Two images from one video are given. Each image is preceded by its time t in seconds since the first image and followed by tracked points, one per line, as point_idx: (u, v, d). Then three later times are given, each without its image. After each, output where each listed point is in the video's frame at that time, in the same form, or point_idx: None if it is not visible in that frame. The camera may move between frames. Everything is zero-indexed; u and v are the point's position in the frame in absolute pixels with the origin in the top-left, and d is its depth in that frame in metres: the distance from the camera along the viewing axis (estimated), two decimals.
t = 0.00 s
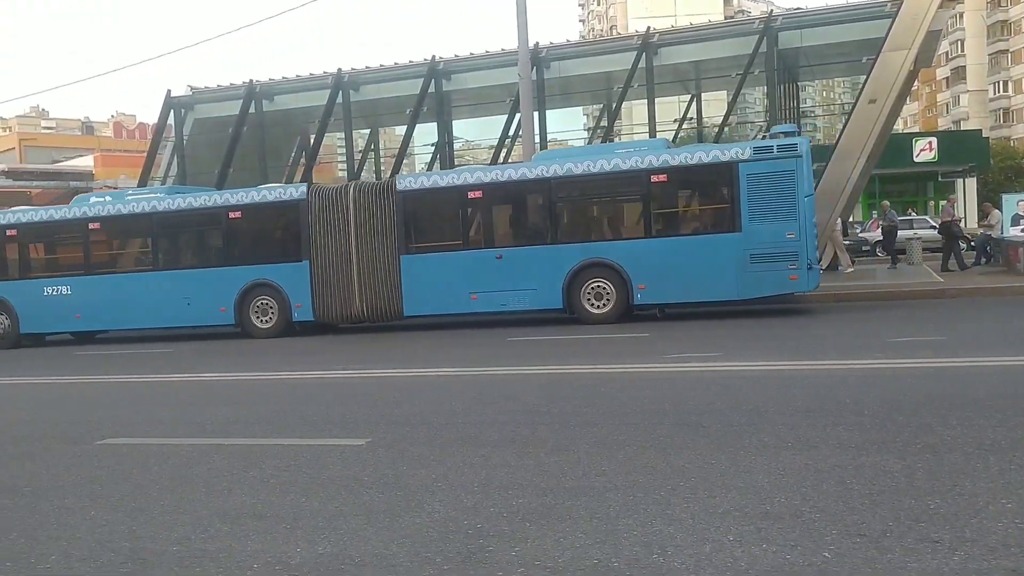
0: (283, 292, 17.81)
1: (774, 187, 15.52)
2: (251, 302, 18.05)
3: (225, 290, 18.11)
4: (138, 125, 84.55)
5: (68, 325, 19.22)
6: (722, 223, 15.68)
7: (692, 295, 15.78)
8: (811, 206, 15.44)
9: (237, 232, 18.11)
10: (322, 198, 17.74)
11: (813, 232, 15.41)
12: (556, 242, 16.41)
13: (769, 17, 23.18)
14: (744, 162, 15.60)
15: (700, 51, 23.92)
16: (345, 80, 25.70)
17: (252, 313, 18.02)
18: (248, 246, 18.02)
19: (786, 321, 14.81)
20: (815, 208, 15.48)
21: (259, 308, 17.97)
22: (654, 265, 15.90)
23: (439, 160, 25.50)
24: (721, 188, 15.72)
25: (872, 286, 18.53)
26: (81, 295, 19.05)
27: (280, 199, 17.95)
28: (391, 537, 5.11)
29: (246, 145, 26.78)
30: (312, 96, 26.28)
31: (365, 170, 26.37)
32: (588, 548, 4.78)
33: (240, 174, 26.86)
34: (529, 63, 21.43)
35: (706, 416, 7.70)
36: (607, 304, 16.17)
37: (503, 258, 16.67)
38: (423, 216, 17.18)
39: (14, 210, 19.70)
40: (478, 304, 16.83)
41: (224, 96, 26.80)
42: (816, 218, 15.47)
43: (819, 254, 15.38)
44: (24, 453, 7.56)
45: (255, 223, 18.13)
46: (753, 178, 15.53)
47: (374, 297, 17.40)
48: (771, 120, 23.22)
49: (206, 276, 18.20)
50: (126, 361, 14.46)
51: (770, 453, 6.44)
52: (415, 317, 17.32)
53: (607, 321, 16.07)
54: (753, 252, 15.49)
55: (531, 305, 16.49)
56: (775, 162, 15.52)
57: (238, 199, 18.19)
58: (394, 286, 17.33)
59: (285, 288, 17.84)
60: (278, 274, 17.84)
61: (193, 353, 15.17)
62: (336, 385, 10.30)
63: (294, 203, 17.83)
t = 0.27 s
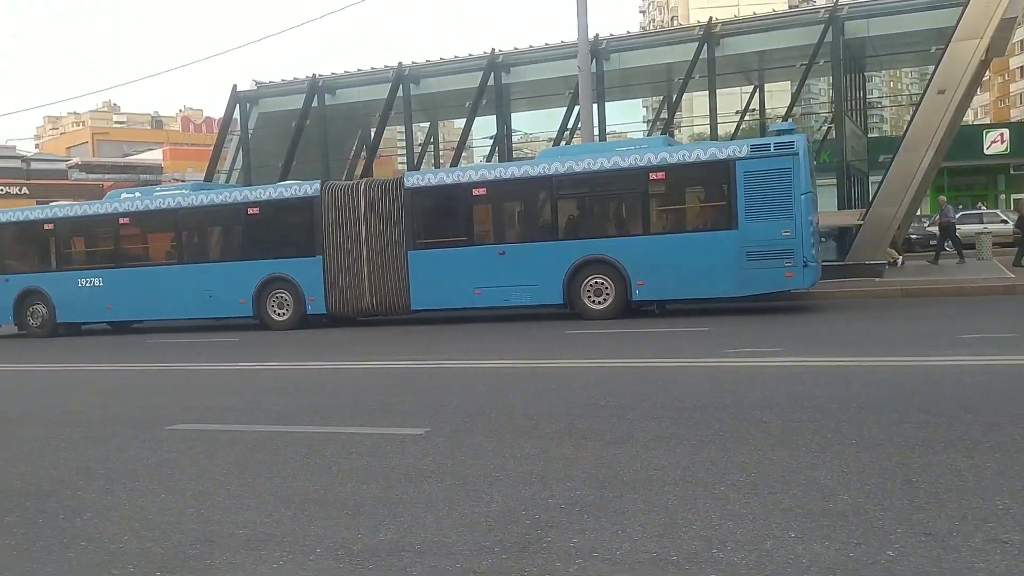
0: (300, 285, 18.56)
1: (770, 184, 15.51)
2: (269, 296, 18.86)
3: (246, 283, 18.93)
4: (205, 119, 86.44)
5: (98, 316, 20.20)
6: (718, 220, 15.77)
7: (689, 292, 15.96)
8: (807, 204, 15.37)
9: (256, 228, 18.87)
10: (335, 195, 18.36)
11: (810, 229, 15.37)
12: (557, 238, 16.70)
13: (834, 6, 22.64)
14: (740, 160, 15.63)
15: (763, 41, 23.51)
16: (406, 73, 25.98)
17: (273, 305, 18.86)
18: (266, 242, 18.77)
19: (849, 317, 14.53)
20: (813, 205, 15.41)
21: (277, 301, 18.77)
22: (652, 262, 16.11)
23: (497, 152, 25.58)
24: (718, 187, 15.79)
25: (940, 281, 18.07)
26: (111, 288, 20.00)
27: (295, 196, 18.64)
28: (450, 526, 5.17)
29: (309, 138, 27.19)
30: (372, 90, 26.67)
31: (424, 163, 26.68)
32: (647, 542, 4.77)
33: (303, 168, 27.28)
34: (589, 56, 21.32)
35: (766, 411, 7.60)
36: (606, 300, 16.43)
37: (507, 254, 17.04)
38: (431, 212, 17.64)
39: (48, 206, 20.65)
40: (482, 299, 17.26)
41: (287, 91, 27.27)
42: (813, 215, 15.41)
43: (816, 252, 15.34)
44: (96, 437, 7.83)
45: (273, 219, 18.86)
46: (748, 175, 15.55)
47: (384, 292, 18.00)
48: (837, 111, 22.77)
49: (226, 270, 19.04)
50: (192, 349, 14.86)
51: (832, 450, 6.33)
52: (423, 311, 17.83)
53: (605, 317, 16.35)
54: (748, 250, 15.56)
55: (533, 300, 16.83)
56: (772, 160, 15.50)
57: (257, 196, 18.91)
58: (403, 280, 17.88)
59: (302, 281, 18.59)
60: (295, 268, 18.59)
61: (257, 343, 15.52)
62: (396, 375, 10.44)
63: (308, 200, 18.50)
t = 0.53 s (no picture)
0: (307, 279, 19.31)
1: (756, 181, 15.97)
2: (277, 288, 19.66)
3: (256, 276, 19.72)
4: (256, 113, 87.68)
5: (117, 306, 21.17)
6: (706, 216, 16.25)
7: (678, 287, 16.43)
8: (792, 200, 15.81)
9: (266, 224, 19.68)
10: (341, 191, 19.10)
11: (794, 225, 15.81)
12: (551, 234, 17.27)
13: None
14: (728, 157, 16.13)
15: (816, 31, 23.14)
16: (454, 66, 26.07)
17: (282, 298, 19.67)
18: (275, 236, 19.56)
19: (903, 311, 14.26)
20: (798, 201, 15.86)
21: (283, 294, 19.50)
22: (642, 256, 16.60)
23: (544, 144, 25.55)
24: (705, 183, 16.28)
25: (998, 276, 17.62)
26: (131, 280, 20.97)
27: (302, 192, 19.40)
28: (499, 516, 5.19)
29: (359, 131, 27.42)
30: (421, 83, 26.87)
31: (472, 156, 26.75)
32: (696, 536, 4.74)
33: (352, 160, 27.48)
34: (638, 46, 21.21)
35: (818, 406, 7.50)
36: (598, 294, 16.95)
37: (504, 249, 17.67)
38: (433, 208, 18.32)
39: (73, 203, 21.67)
40: (479, 293, 17.88)
41: (338, 84, 27.64)
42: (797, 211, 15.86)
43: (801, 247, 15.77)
44: (152, 424, 8.01)
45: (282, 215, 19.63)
46: (734, 172, 16.05)
47: (386, 285, 18.72)
48: (892, 101, 22.29)
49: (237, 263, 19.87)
50: (244, 340, 15.13)
51: (886, 447, 6.23)
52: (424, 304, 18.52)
53: (596, 311, 16.84)
54: (735, 245, 16.02)
55: (529, 294, 17.40)
56: (758, 157, 15.98)
57: (267, 193, 19.71)
58: (404, 274, 18.61)
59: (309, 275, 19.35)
60: (302, 262, 19.36)
61: (306, 334, 15.74)
62: (443, 366, 10.51)
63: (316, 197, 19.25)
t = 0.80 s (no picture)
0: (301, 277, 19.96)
1: (729, 182, 15.87)
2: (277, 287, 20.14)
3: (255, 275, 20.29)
4: (293, 112, 88.53)
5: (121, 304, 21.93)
6: (680, 217, 16.22)
7: (652, 287, 16.45)
8: (765, 201, 15.66)
9: (264, 224, 20.44)
10: (335, 193, 19.71)
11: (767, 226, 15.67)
12: (531, 234, 17.42)
13: None
14: (702, 158, 16.04)
15: (854, 26, 22.79)
16: (488, 63, 26.02)
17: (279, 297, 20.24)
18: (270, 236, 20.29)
19: (943, 309, 14.02)
20: (772, 203, 15.71)
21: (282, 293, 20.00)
22: (617, 256, 16.66)
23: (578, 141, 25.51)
24: (679, 185, 16.24)
25: None
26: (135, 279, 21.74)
27: (297, 194, 20.12)
28: (533, 514, 5.19)
29: (393, 129, 27.56)
30: (455, 81, 26.90)
31: (505, 153, 26.80)
32: (733, 537, 4.71)
33: (386, 158, 27.64)
34: (673, 41, 21.08)
35: (857, 406, 7.41)
36: (576, 294, 17.07)
37: (484, 249, 17.85)
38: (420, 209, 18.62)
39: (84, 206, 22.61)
40: (462, 292, 18.12)
41: (373, 82, 27.76)
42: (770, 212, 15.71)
43: (774, 249, 15.64)
44: (190, 420, 8.13)
45: (281, 216, 20.41)
46: (708, 174, 15.97)
47: (374, 283, 19.20)
48: (932, 97, 21.97)
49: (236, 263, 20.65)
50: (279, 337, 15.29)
51: (927, 447, 6.14)
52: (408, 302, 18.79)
53: (573, 311, 16.94)
54: (708, 246, 15.97)
55: (508, 294, 17.54)
56: (732, 159, 15.85)
57: (263, 194, 20.43)
58: (389, 272, 19.01)
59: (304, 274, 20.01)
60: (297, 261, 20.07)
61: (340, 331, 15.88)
62: (476, 364, 10.54)
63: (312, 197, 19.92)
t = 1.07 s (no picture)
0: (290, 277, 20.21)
1: (699, 188, 16.35)
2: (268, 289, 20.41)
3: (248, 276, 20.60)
4: (321, 113, 89.15)
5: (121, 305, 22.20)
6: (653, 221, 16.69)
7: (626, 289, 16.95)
8: (733, 206, 16.17)
9: (256, 226, 20.70)
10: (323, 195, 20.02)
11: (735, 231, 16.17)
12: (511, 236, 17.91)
13: None
14: (673, 164, 16.49)
15: (885, 23, 22.33)
16: (515, 63, 25.94)
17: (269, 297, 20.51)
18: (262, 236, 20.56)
19: (977, 310, 13.82)
20: (740, 208, 16.21)
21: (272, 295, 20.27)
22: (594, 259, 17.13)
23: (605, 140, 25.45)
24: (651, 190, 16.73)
25: None
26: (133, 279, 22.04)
27: (290, 198, 20.49)
28: (562, 515, 5.18)
29: (420, 129, 27.66)
30: (483, 81, 26.84)
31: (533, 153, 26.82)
32: (764, 539, 4.67)
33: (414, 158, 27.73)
34: (702, 39, 20.89)
35: (889, 408, 7.32)
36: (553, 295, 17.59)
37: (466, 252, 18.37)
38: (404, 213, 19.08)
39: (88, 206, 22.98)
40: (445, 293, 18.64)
41: (401, 82, 27.78)
42: (738, 218, 16.21)
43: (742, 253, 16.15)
44: (221, 418, 8.22)
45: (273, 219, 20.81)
46: (679, 179, 16.43)
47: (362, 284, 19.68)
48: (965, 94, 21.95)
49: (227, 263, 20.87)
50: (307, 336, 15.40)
51: (962, 450, 6.05)
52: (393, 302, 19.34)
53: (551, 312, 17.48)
54: (680, 249, 16.44)
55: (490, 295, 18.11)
56: (702, 165, 16.33)
57: (258, 197, 20.74)
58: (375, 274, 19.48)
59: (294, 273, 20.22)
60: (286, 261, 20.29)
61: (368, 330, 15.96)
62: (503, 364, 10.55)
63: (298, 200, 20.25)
